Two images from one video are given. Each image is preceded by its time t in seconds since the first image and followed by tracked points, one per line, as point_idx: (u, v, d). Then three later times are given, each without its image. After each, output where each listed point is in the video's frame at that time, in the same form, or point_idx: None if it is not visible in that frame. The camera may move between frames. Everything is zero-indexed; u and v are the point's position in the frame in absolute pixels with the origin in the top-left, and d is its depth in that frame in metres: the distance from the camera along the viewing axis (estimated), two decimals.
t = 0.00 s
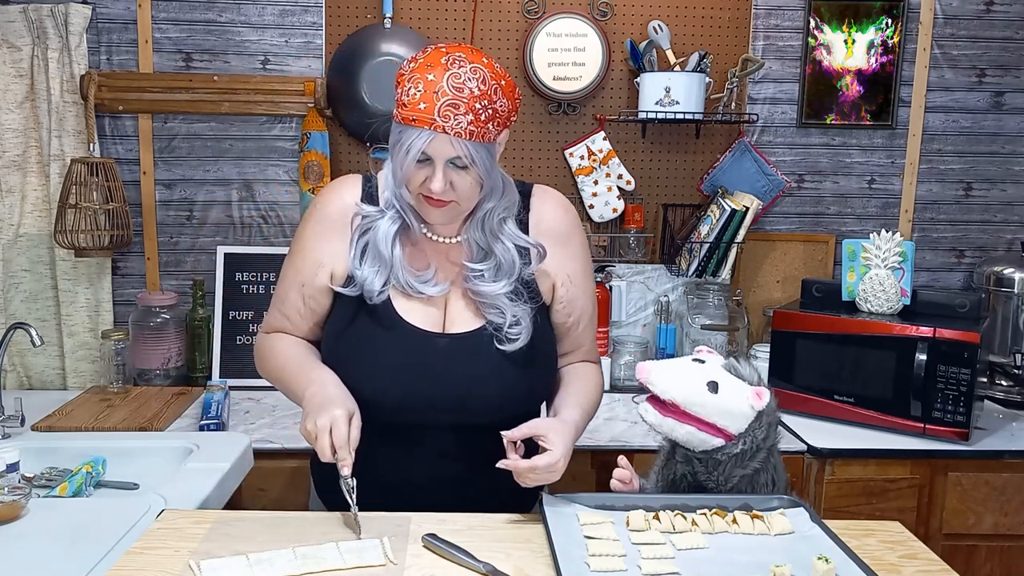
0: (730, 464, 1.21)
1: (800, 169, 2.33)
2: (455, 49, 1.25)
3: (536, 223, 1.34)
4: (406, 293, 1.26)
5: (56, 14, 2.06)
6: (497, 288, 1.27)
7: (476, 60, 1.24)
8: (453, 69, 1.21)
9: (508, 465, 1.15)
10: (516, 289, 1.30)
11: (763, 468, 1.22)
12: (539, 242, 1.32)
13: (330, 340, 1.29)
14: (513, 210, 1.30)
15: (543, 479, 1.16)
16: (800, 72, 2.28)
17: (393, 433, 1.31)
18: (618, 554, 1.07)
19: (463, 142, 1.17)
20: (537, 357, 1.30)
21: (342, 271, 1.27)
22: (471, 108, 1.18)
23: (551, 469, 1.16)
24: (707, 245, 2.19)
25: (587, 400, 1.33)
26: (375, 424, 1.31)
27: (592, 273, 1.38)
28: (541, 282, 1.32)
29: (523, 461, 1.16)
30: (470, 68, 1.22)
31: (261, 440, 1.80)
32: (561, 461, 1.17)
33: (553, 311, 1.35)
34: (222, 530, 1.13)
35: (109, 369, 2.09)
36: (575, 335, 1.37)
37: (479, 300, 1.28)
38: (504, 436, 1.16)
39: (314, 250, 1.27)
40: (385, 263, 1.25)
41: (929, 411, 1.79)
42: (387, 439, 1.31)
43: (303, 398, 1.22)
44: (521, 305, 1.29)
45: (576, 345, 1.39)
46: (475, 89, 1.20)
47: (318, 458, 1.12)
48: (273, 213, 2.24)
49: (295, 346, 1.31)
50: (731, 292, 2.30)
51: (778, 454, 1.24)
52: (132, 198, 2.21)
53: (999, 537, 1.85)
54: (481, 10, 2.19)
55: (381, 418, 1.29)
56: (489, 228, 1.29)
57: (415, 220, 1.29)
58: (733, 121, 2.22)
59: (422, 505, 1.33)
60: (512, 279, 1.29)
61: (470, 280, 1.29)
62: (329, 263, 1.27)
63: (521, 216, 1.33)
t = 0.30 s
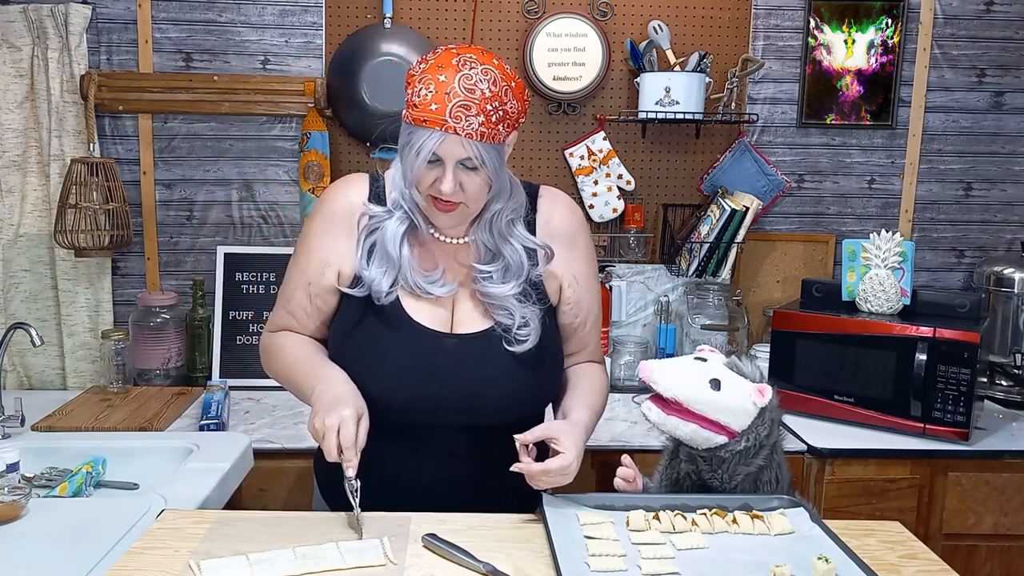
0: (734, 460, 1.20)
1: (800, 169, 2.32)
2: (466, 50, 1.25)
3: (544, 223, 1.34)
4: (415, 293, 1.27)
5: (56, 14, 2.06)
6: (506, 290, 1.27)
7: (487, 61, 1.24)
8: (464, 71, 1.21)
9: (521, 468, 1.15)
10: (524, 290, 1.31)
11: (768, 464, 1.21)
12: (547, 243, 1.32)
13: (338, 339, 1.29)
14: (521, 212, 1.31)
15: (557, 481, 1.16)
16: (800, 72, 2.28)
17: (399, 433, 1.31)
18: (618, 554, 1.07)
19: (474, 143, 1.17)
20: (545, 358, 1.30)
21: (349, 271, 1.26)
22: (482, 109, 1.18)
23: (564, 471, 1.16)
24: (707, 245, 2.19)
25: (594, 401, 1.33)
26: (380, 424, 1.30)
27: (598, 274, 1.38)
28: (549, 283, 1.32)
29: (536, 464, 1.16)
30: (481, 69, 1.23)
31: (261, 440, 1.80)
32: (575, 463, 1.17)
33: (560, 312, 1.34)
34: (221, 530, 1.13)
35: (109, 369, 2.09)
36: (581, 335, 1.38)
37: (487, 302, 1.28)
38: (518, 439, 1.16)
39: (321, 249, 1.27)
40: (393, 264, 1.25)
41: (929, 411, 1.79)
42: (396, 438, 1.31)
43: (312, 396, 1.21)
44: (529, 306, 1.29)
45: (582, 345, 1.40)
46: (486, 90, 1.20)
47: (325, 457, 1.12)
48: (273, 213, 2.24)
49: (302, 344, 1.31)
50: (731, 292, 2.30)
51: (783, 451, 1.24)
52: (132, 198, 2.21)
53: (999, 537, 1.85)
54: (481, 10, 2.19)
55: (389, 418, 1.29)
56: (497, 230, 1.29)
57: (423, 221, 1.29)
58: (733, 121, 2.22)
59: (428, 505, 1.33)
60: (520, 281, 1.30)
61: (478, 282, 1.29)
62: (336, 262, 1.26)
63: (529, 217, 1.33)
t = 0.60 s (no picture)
0: (744, 456, 1.20)
1: (800, 169, 2.33)
2: (478, 50, 1.25)
3: (550, 226, 1.35)
4: (424, 294, 1.26)
5: (56, 14, 2.06)
6: (516, 291, 1.27)
7: (499, 62, 1.24)
8: (477, 71, 1.21)
9: (529, 469, 1.15)
10: (533, 291, 1.31)
11: (778, 458, 1.21)
12: (555, 245, 1.33)
13: (345, 339, 1.28)
14: (529, 213, 1.32)
15: (564, 482, 1.17)
16: (800, 72, 2.28)
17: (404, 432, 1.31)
18: (618, 554, 1.07)
19: (487, 143, 1.17)
20: (553, 359, 1.30)
21: (358, 268, 1.26)
22: (495, 110, 1.18)
23: (572, 472, 1.16)
24: (707, 245, 2.19)
25: (598, 401, 1.33)
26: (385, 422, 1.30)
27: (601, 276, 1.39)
28: (556, 284, 1.33)
29: (544, 465, 1.16)
30: (495, 69, 1.23)
31: (261, 440, 1.80)
32: (582, 464, 1.17)
33: (565, 313, 1.36)
34: (221, 530, 1.13)
35: (109, 369, 2.09)
36: (584, 337, 1.39)
37: (496, 303, 1.28)
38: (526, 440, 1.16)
39: (330, 246, 1.26)
40: (403, 263, 1.25)
41: (929, 410, 1.79)
42: (404, 438, 1.31)
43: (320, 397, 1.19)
44: (538, 308, 1.29)
45: (585, 347, 1.40)
46: (499, 91, 1.20)
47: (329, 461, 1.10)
48: (273, 213, 2.24)
49: (308, 344, 1.29)
50: (731, 292, 2.30)
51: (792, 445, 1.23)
52: (132, 198, 2.21)
53: (999, 537, 1.85)
54: (481, 10, 2.19)
55: (399, 417, 1.28)
56: (505, 231, 1.30)
57: (431, 221, 1.29)
58: (733, 121, 2.22)
59: (430, 504, 1.33)
60: (529, 283, 1.30)
61: (487, 283, 1.29)
62: (345, 258, 1.26)
63: (537, 219, 1.34)
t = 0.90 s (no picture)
0: (745, 457, 1.20)
1: (800, 169, 2.33)
2: (490, 51, 1.25)
3: (555, 228, 1.36)
4: (434, 293, 1.26)
5: (56, 14, 2.06)
6: (524, 292, 1.28)
7: (511, 62, 1.25)
8: (489, 70, 1.21)
9: (540, 470, 1.14)
10: (540, 293, 1.31)
11: (778, 457, 1.21)
12: (561, 247, 1.34)
13: (350, 339, 1.27)
14: (536, 215, 1.32)
15: (575, 484, 1.17)
16: (800, 72, 2.28)
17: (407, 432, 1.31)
18: (618, 554, 1.07)
19: (497, 143, 1.17)
20: (560, 361, 1.31)
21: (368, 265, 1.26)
22: (507, 109, 1.18)
23: (582, 474, 1.16)
24: (707, 245, 2.19)
25: (601, 401, 1.33)
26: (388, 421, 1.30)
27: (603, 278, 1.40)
28: (562, 286, 1.34)
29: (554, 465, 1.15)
30: (506, 69, 1.23)
31: (262, 440, 1.80)
32: (592, 465, 1.17)
33: (568, 315, 1.36)
34: (221, 530, 1.13)
35: (109, 369, 2.09)
36: (587, 338, 1.39)
37: (504, 305, 1.28)
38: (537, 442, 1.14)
39: (341, 241, 1.25)
40: (413, 262, 1.24)
41: (929, 410, 1.79)
42: (406, 437, 1.31)
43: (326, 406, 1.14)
44: (546, 309, 1.30)
45: (587, 348, 1.41)
46: (511, 91, 1.20)
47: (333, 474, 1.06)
48: (273, 213, 2.24)
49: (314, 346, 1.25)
50: (731, 292, 2.29)
51: (792, 443, 1.23)
52: (132, 198, 2.21)
53: (999, 537, 1.85)
54: (481, 10, 2.19)
55: (402, 417, 1.28)
56: (512, 233, 1.30)
57: (439, 221, 1.29)
58: (733, 121, 2.22)
59: (431, 504, 1.33)
60: (537, 284, 1.30)
61: (494, 284, 1.29)
62: (355, 251, 1.25)
63: (543, 220, 1.35)
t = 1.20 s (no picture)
0: (742, 456, 1.20)
1: (800, 169, 2.33)
2: (490, 46, 1.26)
3: (556, 225, 1.36)
4: (436, 288, 1.26)
5: (56, 14, 2.06)
6: (525, 288, 1.28)
7: (510, 57, 1.25)
8: (488, 64, 1.22)
9: (539, 464, 1.14)
10: (541, 289, 1.32)
11: (775, 456, 1.21)
12: (561, 244, 1.34)
13: (352, 338, 1.26)
14: (536, 211, 1.33)
15: (575, 478, 1.16)
16: (800, 72, 2.28)
17: (407, 432, 1.30)
18: (618, 554, 1.07)
19: (496, 134, 1.17)
20: (561, 358, 1.31)
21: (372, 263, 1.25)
22: (505, 101, 1.18)
23: (583, 468, 1.16)
24: (707, 245, 2.19)
25: (602, 398, 1.33)
26: (387, 421, 1.30)
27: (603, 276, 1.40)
28: (562, 283, 1.34)
29: (554, 460, 1.15)
30: (505, 63, 1.23)
31: (262, 440, 1.80)
32: (592, 459, 1.17)
33: (569, 313, 1.36)
34: (221, 530, 1.12)
35: (109, 369, 2.09)
36: (588, 335, 1.39)
37: (505, 301, 1.29)
38: (537, 436, 1.14)
39: (351, 240, 1.24)
40: (416, 257, 1.25)
41: (929, 410, 1.79)
42: (405, 437, 1.31)
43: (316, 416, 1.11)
44: (547, 305, 1.30)
45: (586, 346, 1.41)
46: (510, 84, 1.21)
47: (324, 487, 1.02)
48: (273, 213, 2.24)
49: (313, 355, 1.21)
50: (731, 292, 2.29)
51: (790, 443, 1.23)
52: (132, 198, 2.21)
53: (999, 537, 1.85)
54: (481, 10, 2.19)
55: (401, 416, 1.28)
56: (513, 229, 1.31)
57: (439, 216, 1.29)
58: (733, 121, 2.22)
59: (432, 504, 1.33)
60: (538, 279, 1.31)
61: (494, 281, 1.29)
62: (360, 246, 1.25)
63: (543, 217, 1.35)
